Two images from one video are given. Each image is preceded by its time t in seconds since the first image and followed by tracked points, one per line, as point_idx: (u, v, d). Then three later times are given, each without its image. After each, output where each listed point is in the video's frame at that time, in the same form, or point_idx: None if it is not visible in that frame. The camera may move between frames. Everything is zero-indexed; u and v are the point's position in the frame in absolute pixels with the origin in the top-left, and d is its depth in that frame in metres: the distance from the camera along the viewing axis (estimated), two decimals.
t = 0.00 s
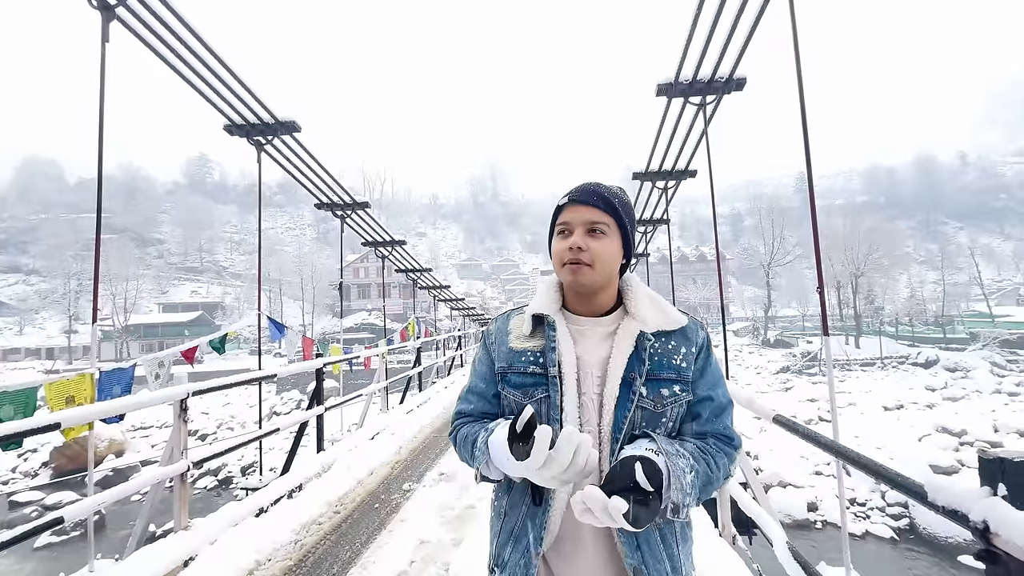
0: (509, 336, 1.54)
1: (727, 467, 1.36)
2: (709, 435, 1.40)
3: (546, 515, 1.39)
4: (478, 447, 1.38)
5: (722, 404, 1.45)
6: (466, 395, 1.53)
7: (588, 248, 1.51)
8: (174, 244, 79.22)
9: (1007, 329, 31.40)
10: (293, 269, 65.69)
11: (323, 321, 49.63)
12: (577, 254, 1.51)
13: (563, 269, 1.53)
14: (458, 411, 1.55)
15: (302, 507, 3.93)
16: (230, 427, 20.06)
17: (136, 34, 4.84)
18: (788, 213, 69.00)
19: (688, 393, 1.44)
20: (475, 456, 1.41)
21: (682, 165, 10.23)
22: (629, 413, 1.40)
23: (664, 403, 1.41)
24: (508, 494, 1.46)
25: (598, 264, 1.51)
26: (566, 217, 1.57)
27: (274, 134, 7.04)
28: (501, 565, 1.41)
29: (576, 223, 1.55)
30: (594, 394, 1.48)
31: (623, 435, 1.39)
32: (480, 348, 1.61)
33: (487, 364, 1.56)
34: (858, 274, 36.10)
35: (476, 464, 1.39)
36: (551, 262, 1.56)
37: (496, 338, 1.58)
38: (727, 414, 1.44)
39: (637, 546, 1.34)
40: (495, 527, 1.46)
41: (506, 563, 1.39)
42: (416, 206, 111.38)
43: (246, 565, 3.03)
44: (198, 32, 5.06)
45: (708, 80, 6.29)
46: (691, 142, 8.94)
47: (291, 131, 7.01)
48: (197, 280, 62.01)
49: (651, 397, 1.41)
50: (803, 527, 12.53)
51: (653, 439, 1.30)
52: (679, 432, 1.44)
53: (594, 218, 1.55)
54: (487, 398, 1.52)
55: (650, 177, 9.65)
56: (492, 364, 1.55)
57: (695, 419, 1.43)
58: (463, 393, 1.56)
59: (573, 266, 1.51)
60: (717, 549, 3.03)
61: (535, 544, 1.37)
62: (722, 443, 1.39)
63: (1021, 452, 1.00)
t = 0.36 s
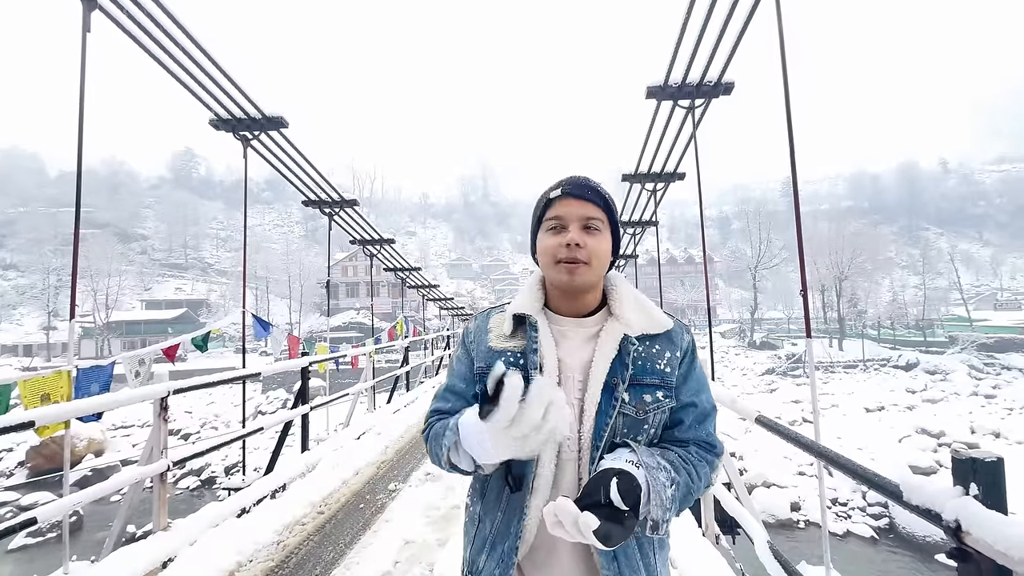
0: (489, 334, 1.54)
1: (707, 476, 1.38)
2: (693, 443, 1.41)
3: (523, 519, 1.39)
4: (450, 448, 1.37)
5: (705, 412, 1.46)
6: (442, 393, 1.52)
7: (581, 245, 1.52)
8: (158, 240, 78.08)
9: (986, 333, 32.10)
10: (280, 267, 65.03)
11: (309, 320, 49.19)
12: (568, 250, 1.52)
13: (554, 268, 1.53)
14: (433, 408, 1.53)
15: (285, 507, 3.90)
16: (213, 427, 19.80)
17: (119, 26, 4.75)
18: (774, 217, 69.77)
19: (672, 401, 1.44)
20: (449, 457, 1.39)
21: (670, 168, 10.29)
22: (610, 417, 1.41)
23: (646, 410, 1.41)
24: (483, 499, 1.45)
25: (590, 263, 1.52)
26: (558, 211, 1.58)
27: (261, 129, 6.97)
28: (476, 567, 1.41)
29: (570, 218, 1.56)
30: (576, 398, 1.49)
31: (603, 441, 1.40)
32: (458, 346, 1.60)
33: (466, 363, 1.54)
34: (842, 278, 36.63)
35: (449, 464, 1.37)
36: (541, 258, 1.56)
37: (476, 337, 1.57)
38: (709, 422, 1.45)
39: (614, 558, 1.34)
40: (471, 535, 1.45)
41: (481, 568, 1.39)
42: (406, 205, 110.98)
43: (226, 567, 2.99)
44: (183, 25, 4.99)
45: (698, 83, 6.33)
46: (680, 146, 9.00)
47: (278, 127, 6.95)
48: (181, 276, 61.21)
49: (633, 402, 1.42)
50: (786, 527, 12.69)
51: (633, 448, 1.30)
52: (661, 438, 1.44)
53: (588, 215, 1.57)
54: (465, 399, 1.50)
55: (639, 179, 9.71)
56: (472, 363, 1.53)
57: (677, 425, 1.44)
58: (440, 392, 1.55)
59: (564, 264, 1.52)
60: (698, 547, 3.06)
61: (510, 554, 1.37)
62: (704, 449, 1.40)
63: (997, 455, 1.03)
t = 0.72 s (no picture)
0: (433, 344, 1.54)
1: (665, 463, 1.41)
2: (653, 433, 1.45)
3: (479, 534, 1.38)
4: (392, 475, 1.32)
5: (659, 400, 1.53)
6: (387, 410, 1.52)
7: (536, 244, 1.50)
8: (155, 236, 77.87)
9: (981, 336, 32.22)
10: (278, 264, 64.89)
11: (307, 317, 49.12)
12: (522, 251, 1.50)
13: (507, 270, 1.51)
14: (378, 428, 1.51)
15: (281, 504, 3.88)
16: (209, 423, 19.77)
17: (118, 20, 4.73)
18: (773, 218, 69.91)
19: (629, 398, 1.49)
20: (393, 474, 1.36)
21: (669, 168, 10.30)
22: (566, 420, 1.41)
23: (602, 407, 1.44)
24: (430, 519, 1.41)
25: (545, 262, 1.52)
26: (508, 209, 1.56)
27: (260, 125, 6.96)
28: None
29: (524, 217, 1.54)
30: (528, 403, 1.47)
31: (562, 444, 1.40)
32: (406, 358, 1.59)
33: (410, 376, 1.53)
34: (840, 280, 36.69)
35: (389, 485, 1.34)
36: (492, 257, 1.54)
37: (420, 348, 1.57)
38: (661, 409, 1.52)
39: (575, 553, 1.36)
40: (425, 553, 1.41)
41: None
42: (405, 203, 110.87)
43: (223, 562, 2.98)
44: (183, 20, 4.98)
45: (698, 83, 6.33)
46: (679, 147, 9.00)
47: (278, 123, 6.93)
48: (179, 272, 61.12)
49: (588, 401, 1.44)
50: (781, 527, 12.73)
51: (591, 451, 1.28)
52: (616, 433, 1.47)
53: (542, 213, 1.56)
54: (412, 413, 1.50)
55: (638, 179, 9.72)
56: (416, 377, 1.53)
57: (633, 419, 1.47)
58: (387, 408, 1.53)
59: (517, 266, 1.50)
60: (691, 547, 3.07)
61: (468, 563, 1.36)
62: (662, 435, 1.46)
63: (996, 455, 1.02)
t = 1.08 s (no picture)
0: (391, 350, 1.51)
1: (632, 457, 1.39)
2: (620, 428, 1.44)
3: (443, 541, 1.37)
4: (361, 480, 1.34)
5: (625, 394, 1.52)
6: (348, 415, 1.51)
7: (496, 241, 1.48)
8: (154, 232, 77.77)
9: (979, 337, 32.30)
10: (277, 260, 64.84)
11: (306, 314, 49.12)
12: (481, 251, 1.48)
13: (465, 270, 1.48)
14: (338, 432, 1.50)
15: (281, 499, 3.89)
16: (208, 419, 19.76)
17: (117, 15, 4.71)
18: (772, 218, 69.98)
19: (595, 395, 1.47)
20: (361, 486, 1.37)
21: (669, 167, 10.30)
22: (528, 420, 1.39)
23: (564, 403, 1.42)
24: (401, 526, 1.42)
25: (504, 259, 1.49)
26: (463, 207, 1.53)
27: (259, 120, 6.92)
28: None
29: (481, 214, 1.53)
30: (493, 407, 1.45)
31: (525, 445, 1.39)
32: (366, 364, 1.58)
33: (372, 387, 1.52)
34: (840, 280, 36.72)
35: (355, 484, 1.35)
36: (451, 258, 1.50)
37: (378, 351, 1.55)
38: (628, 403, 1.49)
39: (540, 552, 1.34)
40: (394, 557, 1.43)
41: None
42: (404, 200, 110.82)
43: (222, 557, 2.97)
44: (182, 15, 4.95)
45: (699, 82, 6.31)
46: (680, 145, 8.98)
47: (277, 118, 6.90)
48: (178, 269, 61.14)
49: (550, 399, 1.41)
50: (777, 526, 12.77)
51: (556, 452, 1.30)
52: (581, 429, 1.46)
53: (497, 210, 1.55)
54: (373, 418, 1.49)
55: (639, 177, 9.69)
56: (377, 383, 1.52)
57: (597, 413, 1.46)
58: (348, 417, 1.52)
59: (477, 265, 1.48)
60: (689, 546, 3.06)
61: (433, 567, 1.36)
62: (627, 427, 1.45)
63: (995, 454, 1.02)
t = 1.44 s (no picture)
0: (373, 356, 1.52)
1: (613, 449, 1.40)
2: (599, 413, 1.46)
3: (429, 540, 1.38)
4: (347, 480, 1.35)
5: (604, 385, 1.53)
6: (331, 422, 1.51)
7: (473, 242, 1.50)
8: (146, 230, 77.17)
9: (968, 338, 32.63)
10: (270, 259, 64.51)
11: (299, 313, 48.88)
12: (458, 245, 1.49)
13: (443, 267, 1.49)
14: (320, 444, 1.51)
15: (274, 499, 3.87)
16: (200, 419, 19.64)
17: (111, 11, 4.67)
18: (766, 219, 70.40)
19: (574, 387, 1.48)
20: (345, 489, 1.37)
21: (665, 168, 10.33)
22: (506, 418, 1.41)
23: (542, 399, 1.43)
24: (388, 526, 1.44)
25: (480, 254, 1.50)
26: (443, 202, 1.55)
27: (254, 118, 6.88)
28: None
29: (458, 209, 1.54)
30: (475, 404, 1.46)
31: (505, 438, 1.40)
32: (346, 370, 1.57)
33: (352, 388, 1.53)
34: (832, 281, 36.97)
35: (348, 497, 1.36)
36: (427, 257, 1.52)
37: (360, 356, 1.56)
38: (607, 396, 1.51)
39: (517, 534, 1.37)
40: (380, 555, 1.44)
41: None
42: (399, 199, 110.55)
43: (213, 559, 2.96)
44: (176, 11, 4.91)
45: (695, 84, 6.34)
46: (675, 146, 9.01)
47: (272, 116, 6.86)
48: (170, 267, 60.73)
49: (529, 394, 1.42)
50: (770, 525, 12.84)
51: (535, 447, 1.31)
52: (563, 423, 1.47)
53: (475, 206, 1.56)
54: (354, 425, 1.50)
55: (634, 178, 9.71)
56: (358, 389, 1.52)
57: (577, 407, 1.46)
58: (330, 421, 1.53)
59: (453, 260, 1.49)
60: (683, 546, 3.08)
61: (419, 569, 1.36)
62: (605, 413, 1.47)
63: (983, 454, 1.03)
